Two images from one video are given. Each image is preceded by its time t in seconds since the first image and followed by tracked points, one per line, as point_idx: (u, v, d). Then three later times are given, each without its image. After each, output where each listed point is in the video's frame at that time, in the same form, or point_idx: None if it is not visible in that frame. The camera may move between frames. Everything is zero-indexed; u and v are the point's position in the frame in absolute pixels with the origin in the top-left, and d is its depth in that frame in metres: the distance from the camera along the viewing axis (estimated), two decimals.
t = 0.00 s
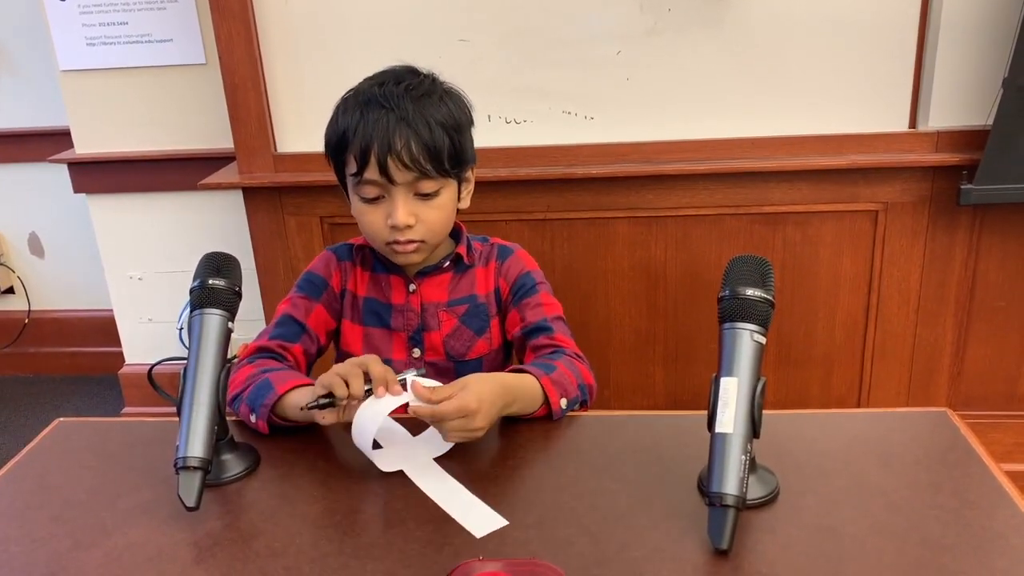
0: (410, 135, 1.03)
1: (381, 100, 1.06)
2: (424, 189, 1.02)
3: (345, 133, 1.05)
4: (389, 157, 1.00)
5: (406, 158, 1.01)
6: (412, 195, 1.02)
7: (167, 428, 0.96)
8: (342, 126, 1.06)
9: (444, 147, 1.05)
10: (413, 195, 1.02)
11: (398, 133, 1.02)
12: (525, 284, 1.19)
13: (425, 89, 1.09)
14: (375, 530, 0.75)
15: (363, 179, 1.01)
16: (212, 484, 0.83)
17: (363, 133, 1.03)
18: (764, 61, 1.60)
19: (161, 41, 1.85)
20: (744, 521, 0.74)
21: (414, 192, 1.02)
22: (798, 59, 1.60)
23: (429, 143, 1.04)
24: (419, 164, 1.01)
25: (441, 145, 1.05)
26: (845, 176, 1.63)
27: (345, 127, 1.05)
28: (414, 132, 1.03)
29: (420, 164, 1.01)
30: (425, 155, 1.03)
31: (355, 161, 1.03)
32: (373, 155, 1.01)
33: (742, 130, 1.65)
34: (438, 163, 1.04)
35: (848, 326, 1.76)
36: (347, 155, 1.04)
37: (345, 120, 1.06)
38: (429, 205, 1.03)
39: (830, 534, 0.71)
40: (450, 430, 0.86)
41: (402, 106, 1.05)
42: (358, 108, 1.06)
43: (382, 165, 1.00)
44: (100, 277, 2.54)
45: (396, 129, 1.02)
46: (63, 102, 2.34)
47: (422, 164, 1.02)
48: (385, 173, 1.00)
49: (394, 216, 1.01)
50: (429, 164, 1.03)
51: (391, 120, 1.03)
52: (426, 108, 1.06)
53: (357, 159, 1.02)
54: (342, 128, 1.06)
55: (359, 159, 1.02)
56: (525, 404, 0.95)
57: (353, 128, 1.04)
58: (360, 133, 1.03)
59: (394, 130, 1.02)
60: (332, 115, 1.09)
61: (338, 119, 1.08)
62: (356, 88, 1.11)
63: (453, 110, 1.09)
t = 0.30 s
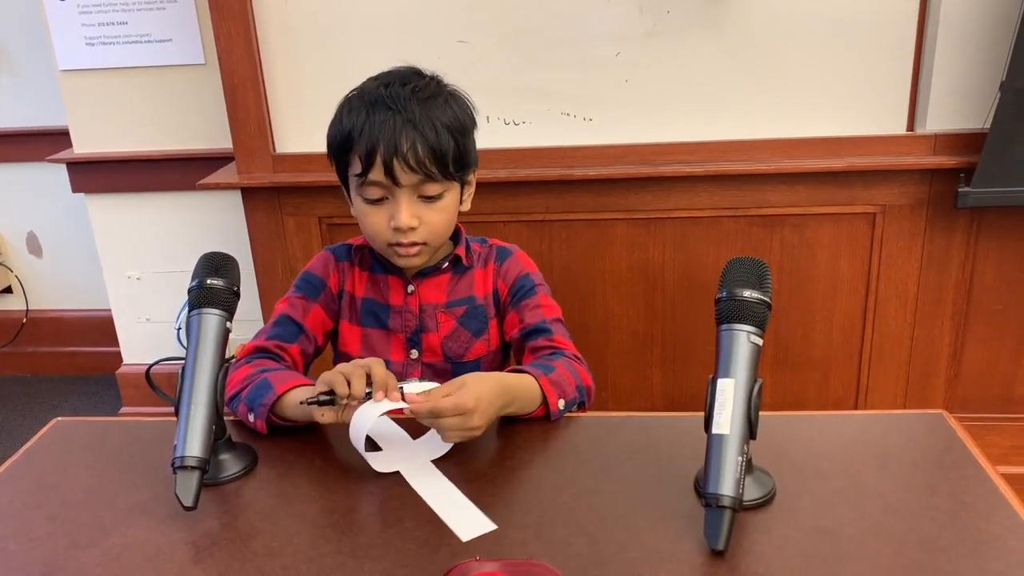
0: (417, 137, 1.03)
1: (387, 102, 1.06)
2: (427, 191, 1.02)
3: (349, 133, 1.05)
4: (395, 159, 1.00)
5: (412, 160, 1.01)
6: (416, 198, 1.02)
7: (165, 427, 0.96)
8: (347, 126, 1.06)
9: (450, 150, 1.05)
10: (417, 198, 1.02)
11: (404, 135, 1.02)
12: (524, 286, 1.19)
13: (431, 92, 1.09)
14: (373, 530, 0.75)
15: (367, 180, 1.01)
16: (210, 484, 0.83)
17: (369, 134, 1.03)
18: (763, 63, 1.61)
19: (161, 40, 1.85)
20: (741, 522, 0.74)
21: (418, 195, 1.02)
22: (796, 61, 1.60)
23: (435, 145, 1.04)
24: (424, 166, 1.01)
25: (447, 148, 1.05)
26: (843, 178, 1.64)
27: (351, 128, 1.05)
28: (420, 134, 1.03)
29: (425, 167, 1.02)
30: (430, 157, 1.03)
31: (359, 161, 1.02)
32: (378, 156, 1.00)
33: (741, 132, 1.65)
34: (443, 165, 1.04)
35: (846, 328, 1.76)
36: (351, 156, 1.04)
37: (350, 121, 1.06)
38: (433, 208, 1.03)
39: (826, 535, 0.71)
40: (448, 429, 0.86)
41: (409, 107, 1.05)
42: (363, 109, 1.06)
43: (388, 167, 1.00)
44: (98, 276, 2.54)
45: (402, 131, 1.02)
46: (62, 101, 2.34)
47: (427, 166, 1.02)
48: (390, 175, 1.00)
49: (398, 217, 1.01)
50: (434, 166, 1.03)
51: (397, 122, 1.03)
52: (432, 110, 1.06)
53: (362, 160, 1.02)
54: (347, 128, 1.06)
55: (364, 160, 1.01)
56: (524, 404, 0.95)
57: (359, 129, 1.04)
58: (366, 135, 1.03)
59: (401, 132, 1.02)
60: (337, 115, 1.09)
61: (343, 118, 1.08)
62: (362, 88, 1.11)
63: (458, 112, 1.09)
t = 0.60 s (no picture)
0: (416, 138, 1.02)
1: (386, 103, 1.06)
2: (427, 193, 1.02)
3: (348, 134, 1.05)
4: (394, 160, 1.00)
5: (412, 161, 1.01)
6: (415, 199, 1.02)
7: (162, 427, 0.96)
8: (346, 127, 1.06)
9: (449, 151, 1.06)
10: (416, 199, 1.02)
11: (404, 136, 1.02)
12: (521, 286, 1.19)
13: (429, 93, 1.09)
14: (369, 530, 0.75)
15: (366, 181, 1.01)
16: (206, 484, 0.83)
17: (368, 135, 1.03)
18: (761, 65, 1.61)
19: (160, 40, 1.85)
20: (738, 523, 0.74)
21: (417, 196, 1.02)
22: (795, 63, 1.60)
23: (434, 147, 1.04)
24: (423, 168, 1.01)
25: (446, 149, 1.05)
26: (841, 180, 1.64)
27: (350, 129, 1.05)
28: (420, 135, 1.03)
29: (424, 168, 1.02)
30: (430, 158, 1.03)
31: (358, 162, 1.02)
32: (378, 157, 1.00)
33: (739, 134, 1.66)
34: (443, 167, 1.04)
35: (843, 330, 1.77)
36: (350, 157, 1.04)
37: (349, 122, 1.06)
38: (432, 209, 1.03)
39: (823, 536, 0.71)
40: (448, 435, 0.86)
41: (408, 109, 1.05)
42: (362, 110, 1.06)
43: (387, 168, 1.00)
44: (96, 276, 2.54)
45: (401, 132, 1.02)
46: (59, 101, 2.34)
47: (426, 168, 1.02)
48: (390, 176, 1.00)
49: (397, 219, 1.01)
50: (433, 168, 1.03)
51: (397, 123, 1.03)
52: (431, 111, 1.06)
53: (361, 161, 1.02)
54: (346, 129, 1.06)
55: (363, 161, 1.01)
56: (519, 408, 0.95)
57: (358, 130, 1.04)
58: (365, 136, 1.03)
59: (400, 134, 1.02)
60: (335, 116, 1.09)
61: (341, 119, 1.08)
62: (360, 89, 1.11)
63: (457, 114, 1.09)
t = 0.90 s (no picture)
0: (415, 137, 1.02)
1: (384, 102, 1.06)
2: (426, 192, 1.02)
3: (347, 134, 1.05)
4: (393, 159, 1.00)
5: (411, 160, 1.01)
6: (414, 198, 1.02)
7: (161, 426, 0.96)
8: (344, 126, 1.06)
9: (447, 150, 1.05)
10: (415, 198, 1.02)
11: (403, 136, 1.02)
12: (520, 285, 1.19)
13: (427, 92, 1.09)
14: (369, 530, 0.75)
15: (365, 180, 1.01)
16: (205, 483, 0.83)
17: (367, 134, 1.02)
18: (760, 65, 1.61)
19: (160, 40, 1.85)
20: (738, 523, 0.74)
21: (417, 195, 1.02)
22: (795, 63, 1.60)
23: (433, 146, 1.04)
24: (423, 167, 1.01)
25: (445, 148, 1.05)
26: (841, 180, 1.64)
27: (348, 129, 1.05)
28: (419, 134, 1.03)
29: (424, 167, 1.02)
30: (429, 158, 1.03)
31: (357, 162, 1.02)
32: (377, 157, 1.00)
33: (739, 134, 1.66)
34: (442, 166, 1.04)
35: (843, 329, 1.77)
36: (349, 156, 1.04)
37: (348, 121, 1.06)
38: (431, 208, 1.03)
39: (823, 536, 0.71)
40: (446, 435, 0.86)
41: (406, 108, 1.05)
42: (361, 109, 1.06)
43: (387, 168, 1.00)
44: (95, 275, 2.53)
45: (400, 132, 1.02)
46: (58, 100, 2.34)
47: (425, 167, 1.02)
48: (389, 175, 1.00)
49: (397, 218, 1.01)
50: (432, 167, 1.03)
51: (396, 122, 1.03)
52: (430, 110, 1.06)
53: (360, 161, 1.02)
54: (345, 129, 1.06)
55: (362, 161, 1.01)
56: (519, 408, 0.95)
57: (357, 129, 1.04)
58: (364, 135, 1.03)
59: (399, 133, 1.02)
60: (334, 115, 1.09)
61: (340, 119, 1.08)
62: (358, 88, 1.11)
63: (455, 113, 1.09)
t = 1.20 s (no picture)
0: (414, 136, 1.02)
1: (384, 101, 1.06)
2: (425, 191, 1.02)
3: (346, 132, 1.05)
4: (392, 158, 1.00)
5: (410, 159, 1.01)
6: (414, 197, 1.02)
7: (161, 426, 0.96)
8: (344, 125, 1.06)
9: (446, 148, 1.05)
10: (414, 197, 1.02)
11: (402, 134, 1.02)
12: (520, 285, 1.18)
13: (427, 90, 1.09)
14: (370, 529, 0.75)
15: (365, 179, 1.01)
16: (206, 482, 0.83)
17: (366, 133, 1.02)
18: (761, 65, 1.61)
19: (160, 39, 1.85)
20: (739, 522, 0.74)
21: (416, 194, 1.02)
22: (795, 63, 1.60)
23: (432, 144, 1.04)
24: (422, 166, 1.01)
25: (444, 146, 1.05)
26: (841, 180, 1.64)
27: (348, 127, 1.05)
28: (418, 133, 1.03)
29: (423, 166, 1.01)
30: (428, 156, 1.03)
31: (357, 161, 1.02)
32: (376, 155, 1.00)
33: (740, 134, 1.65)
34: (441, 165, 1.04)
35: (843, 329, 1.77)
36: (348, 155, 1.04)
37: (348, 120, 1.06)
38: (430, 207, 1.03)
39: (824, 536, 0.71)
40: (447, 434, 0.86)
41: (405, 106, 1.05)
42: (360, 108, 1.06)
43: (386, 166, 1.00)
44: (95, 274, 2.53)
45: (399, 130, 1.02)
46: (59, 99, 2.34)
47: (425, 165, 1.02)
48: (388, 174, 1.00)
49: (396, 217, 1.00)
50: (431, 165, 1.02)
51: (395, 121, 1.03)
52: (429, 109, 1.06)
53: (359, 160, 1.02)
54: (344, 127, 1.06)
55: (361, 159, 1.01)
56: (520, 406, 0.95)
57: (356, 128, 1.04)
58: (363, 134, 1.03)
59: (398, 131, 1.02)
60: (333, 114, 1.09)
61: (339, 118, 1.08)
62: (357, 87, 1.11)
63: (455, 111, 1.09)
